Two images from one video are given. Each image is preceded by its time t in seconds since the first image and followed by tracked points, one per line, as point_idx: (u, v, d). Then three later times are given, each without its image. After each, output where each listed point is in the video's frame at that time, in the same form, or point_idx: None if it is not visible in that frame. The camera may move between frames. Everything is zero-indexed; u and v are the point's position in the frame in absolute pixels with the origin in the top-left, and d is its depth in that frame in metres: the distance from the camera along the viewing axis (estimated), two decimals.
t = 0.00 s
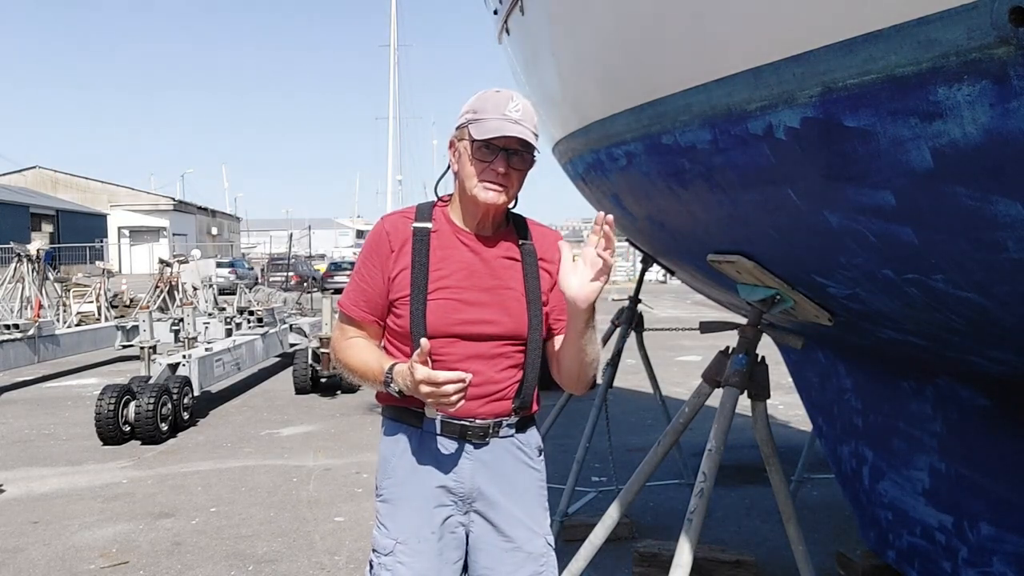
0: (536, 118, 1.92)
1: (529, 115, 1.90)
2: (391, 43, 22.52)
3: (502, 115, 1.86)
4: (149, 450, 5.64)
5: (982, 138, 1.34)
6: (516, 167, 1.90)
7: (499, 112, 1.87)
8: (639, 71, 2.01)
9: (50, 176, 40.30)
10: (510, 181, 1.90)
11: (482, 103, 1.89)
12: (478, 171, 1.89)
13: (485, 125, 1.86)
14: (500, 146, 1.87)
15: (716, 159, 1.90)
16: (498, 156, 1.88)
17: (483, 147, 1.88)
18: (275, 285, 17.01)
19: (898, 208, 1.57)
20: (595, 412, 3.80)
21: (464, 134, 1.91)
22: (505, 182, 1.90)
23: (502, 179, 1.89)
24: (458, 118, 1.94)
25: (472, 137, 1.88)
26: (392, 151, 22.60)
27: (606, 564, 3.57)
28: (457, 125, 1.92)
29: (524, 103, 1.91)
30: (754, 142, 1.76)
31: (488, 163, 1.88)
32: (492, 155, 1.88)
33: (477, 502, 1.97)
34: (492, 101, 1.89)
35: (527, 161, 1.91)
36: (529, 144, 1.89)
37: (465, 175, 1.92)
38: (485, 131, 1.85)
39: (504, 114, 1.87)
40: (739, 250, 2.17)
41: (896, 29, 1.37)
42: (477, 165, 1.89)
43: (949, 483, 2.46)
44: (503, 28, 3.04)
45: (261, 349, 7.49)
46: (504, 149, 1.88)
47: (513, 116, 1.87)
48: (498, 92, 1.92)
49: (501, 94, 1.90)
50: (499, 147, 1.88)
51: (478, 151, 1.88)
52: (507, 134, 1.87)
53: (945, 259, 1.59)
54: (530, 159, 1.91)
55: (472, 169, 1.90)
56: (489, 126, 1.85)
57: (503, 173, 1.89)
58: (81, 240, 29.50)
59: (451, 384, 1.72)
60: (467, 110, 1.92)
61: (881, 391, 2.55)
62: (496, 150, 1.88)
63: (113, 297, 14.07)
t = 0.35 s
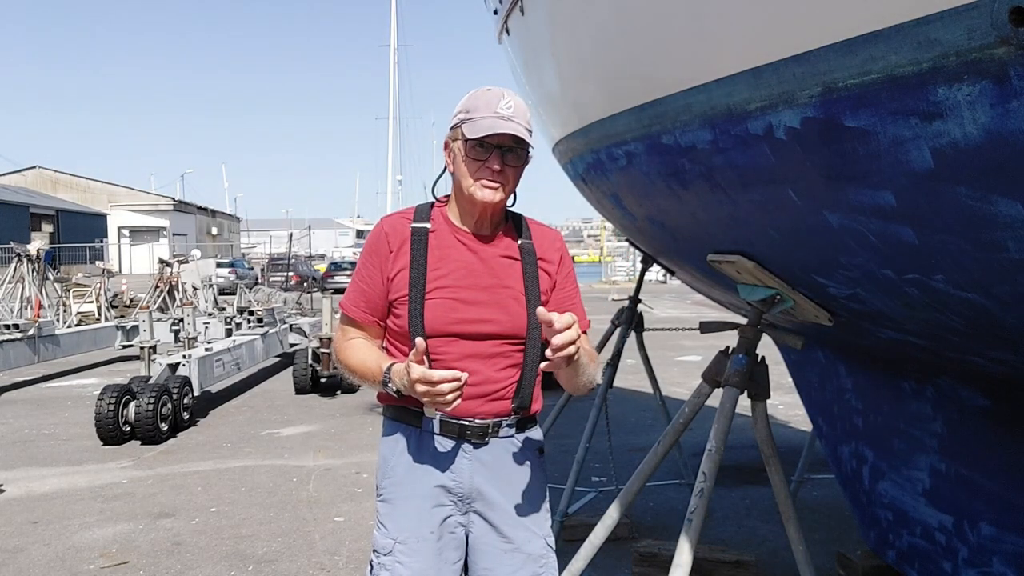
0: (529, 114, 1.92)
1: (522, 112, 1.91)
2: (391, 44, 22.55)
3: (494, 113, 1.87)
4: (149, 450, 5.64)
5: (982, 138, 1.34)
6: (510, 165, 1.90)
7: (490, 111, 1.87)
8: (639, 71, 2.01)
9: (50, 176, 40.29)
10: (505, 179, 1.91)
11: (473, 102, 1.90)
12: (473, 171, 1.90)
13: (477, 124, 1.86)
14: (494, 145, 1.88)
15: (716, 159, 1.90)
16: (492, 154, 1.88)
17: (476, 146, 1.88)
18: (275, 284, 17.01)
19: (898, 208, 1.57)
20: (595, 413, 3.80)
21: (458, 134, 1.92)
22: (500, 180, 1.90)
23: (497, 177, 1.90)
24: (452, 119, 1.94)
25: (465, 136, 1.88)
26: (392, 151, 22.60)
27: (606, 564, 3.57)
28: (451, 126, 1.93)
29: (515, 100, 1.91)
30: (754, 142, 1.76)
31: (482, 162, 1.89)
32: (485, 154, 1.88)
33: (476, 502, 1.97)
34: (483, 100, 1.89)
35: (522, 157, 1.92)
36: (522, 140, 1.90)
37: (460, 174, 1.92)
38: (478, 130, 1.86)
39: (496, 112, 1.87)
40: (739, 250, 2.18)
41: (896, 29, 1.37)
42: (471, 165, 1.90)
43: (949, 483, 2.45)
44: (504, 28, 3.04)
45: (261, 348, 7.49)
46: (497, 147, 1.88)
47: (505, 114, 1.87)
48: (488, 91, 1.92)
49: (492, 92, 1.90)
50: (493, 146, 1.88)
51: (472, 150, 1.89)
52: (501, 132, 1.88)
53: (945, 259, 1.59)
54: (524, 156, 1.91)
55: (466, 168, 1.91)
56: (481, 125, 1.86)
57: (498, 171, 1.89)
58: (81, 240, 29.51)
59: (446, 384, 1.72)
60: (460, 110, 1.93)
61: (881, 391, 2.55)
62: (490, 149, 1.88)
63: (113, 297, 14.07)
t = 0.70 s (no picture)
0: (526, 113, 1.92)
1: (519, 111, 1.90)
2: (391, 44, 22.56)
3: (491, 112, 1.86)
4: (149, 450, 5.64)
5: (982, 138, 1.34)
6: (510, 163, 1.90)
7: (488, 110, 1.87)
8: (639, 71, 2.01)
9: (50, 176, 40.30)
10: (505, 178, 1.91)
11: (471, 103, 1.90)
12: (472, 170, 1.90)
13: (475, 124, 1.86)
14: (493, 144, 1.88)
15: (716, 159, 1.90)
16: (491, 154, 1.89)
17: (475, 146, 1.89)
18: (275, 284, 17.02)
19: (898, 208, 1.57)
20: (595, 413, 3.80)
21: (457, 134, 1.92)
22: (500, 179, 1.90)
23: (497, 176, 1.90)
24: (450, 120, 1.95)
25: (463, 137, 1.88)
26: (392, 151, 22.61)
27: (605, 564, 3.57)
28: (449, 128, 1.93)
29: (512, 99, 1.91)
30: (754, 142, 1.76)
31: (482, 162, 1.89)
32: (485, 153, 1.89)
33: (483, 501, 1.97)
34: (480, 99, 1.89)
35: (521, 156, 1.92)
36: (520, 139, 1.90)
37: (460, 175, 1.92)
38: (476, 130, 1.86)
39: (493, 111, 1.86)
40: (739, 250, 2.18)
41: (896, 29, 1.37)
42: (471, 165, 1.90)
43: (949, 483, 2.45)
44: (503, 28, 3.04)
45: (261, 349, 7.49)
46: (496, 146, 1.89)
47: (502, 113, 1.87)
48: (485, 90, 1.92)
49: (489, 92, 1.90)
50: (492, 145, 1.89)
51: (471, 149, 1.89)
52: (499, 131, 1.88)
53: (945, 260, 1.59)
54: (523, 155, 1.92)
55: (466, 169, 1.91)
56: (479, 125, 1.86)
57: (498, 170, 1.89)
58: (81, 240, 29.51)
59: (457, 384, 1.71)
60: (458, 111, 1.93)
61: (881, 392, 2.55)
62: (489, 148, 1.89)
63: (113, 297, 14.05)
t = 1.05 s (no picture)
0: (507, 105, 1.93)
1: (500, 104, 1.91)
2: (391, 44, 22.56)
3: (473, 109, 1.87)
4: (149, 450, 5.64)
5: (982, 137, 1.34)
6: (500, 156, 1.90)
7: (469, 107, 1.87)
8: (639, 72, 2.01)
9: (50, 176, 40.30)
10: (499, 171, 1.91)
11: (452, 104, 1.90)
12: (463, 169, 1.90)
13: (459, 123, 1.86)
14: (480, 140, 1.88)
15: (716, 159, 1.90)
16: (480, 150, 1.88)
17: (463, 145, 1.88)
18: (275, 284, 17.02)
19: (899, 208, 1.57)
20: (595, 413, 3.80)
21: (443, 138, 1.92)
22: (493, 173, 1.90)
23: (490, 170, 1.90)
24: (433, 125, 1.95)
25: (449, 138, 1.88)
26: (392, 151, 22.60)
27: (605, 564, 3.57)
28: (434, 132, 1.94)
29: (491, 94, 1.91)
30: (754, 142, 1.77)
31: (472, 159, 1.89)
32: (474, 151, 1.88)
33: (487, 499, 1.97)
34: (460, 100, 1.90)
35: (509, 147, 1.92)
36: (506, 130, 1.90)
37: (450, 175, 1.92)
38: (461, 129, 1.86)
39: (475, 107, 1.87)
40: (739, 250, 2.18)
41: (896, 29, 1.37)
42: (461, 165, 1.90)
43: (949, 483, 2.45)
44: (503, 28, 3.04)
45: (261, 348, 7.49)
46: (484, 141, 1.88)
47: (484, 108, 1.87)
48: (464, 91, 1.92)
49: (468, 91, 1.91)
50: (479, 141, 1.88)
51: (459, 150, 1.88)
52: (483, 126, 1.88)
53: (946, 259, 1.59)
54: (511, 146, 1.92)
55: (456, 169, 1.91)
56: (463, 123, 1.86)
57: (489, 164, 1.89)
58: (81, 240, 29.51)
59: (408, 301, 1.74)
60: (440, 116, 1.93)
61: (881, 391, 2.55)
62: (477, 145, 1.88)
63: (114, 297, 14.04)
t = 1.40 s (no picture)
0: (494, 104, 1.92)
1: (488, 105, 1.91)
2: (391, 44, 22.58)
3: (462, 113, 1.87)
4: (149, 450, 5.64)
5: (982, 138, 1.34)
6: (492, 158, 1.90)
7: (458, 111, 1.87)
8: (639, 72, 2.01)
9: (50, 176, 40.30)
10: (492, 172, 1.91)
11: (441, 107, 1.90)
12: (456, 173, 1.90)
13: (449, 128, 1.86)
14: (471, 143, 1.88)
15: (716, 159, 1.90)
16: (472, 154, 1.89)
17: (455, 149, 1.89)
18: (275, 284, 17.03)
19: (899, 208, 1.57)
20: (595, 413, 3.79)
21: (434, 142, 1.93)
22: (485, 176, 1.90)
23: (482, 173, 1.90)
24: (423, 128, 1.95)
25: (441, 143, 1.88)
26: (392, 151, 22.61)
27: (606, 564, 3.57)
28: (425, 136, 1.94)
29: (479, 94, 1.91)
30: (754, 142, 1.76)
31: (464, 163, 1.89)
32: (466, 155, 1.89)
33: (487, 499, 1.97)
34: (448, 102, 1.89)
35: (501, 148, 1.91)
36: (496, 132, 1.89)
37: (444, 179, 1.93)
38: (452, 134, 1.86)
39: (464, 111, 1.87)
40: (739, 250, 2.18)
41: (896, 29, 1.37)
42: (453, 169, 1.90)
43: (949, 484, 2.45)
44: (504, 28, 3.04)
45: (261, 348, 7.49)
46: (475, 145, 1.89)
47: (473, 110, 1.87)
48: (451, 92, 1.92)
49: (455, 93, 1.90)
50: (470, 145, 1.89)
51: (451, 154, 1.89)
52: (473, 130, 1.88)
53: (946, 259, 1.58)
54: (503, 147, 1.92)
55: (449, 172, 1.91)
56: (453, 128, 1.86)
57: (481, 167, 1.90)
58: (81, 240, 29.51)
59: (359, 338, 1.81)
60: (429, 119, 1.93)
61: (882, 391, 2.55)
62: (469, 149, 1.88)
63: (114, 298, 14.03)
